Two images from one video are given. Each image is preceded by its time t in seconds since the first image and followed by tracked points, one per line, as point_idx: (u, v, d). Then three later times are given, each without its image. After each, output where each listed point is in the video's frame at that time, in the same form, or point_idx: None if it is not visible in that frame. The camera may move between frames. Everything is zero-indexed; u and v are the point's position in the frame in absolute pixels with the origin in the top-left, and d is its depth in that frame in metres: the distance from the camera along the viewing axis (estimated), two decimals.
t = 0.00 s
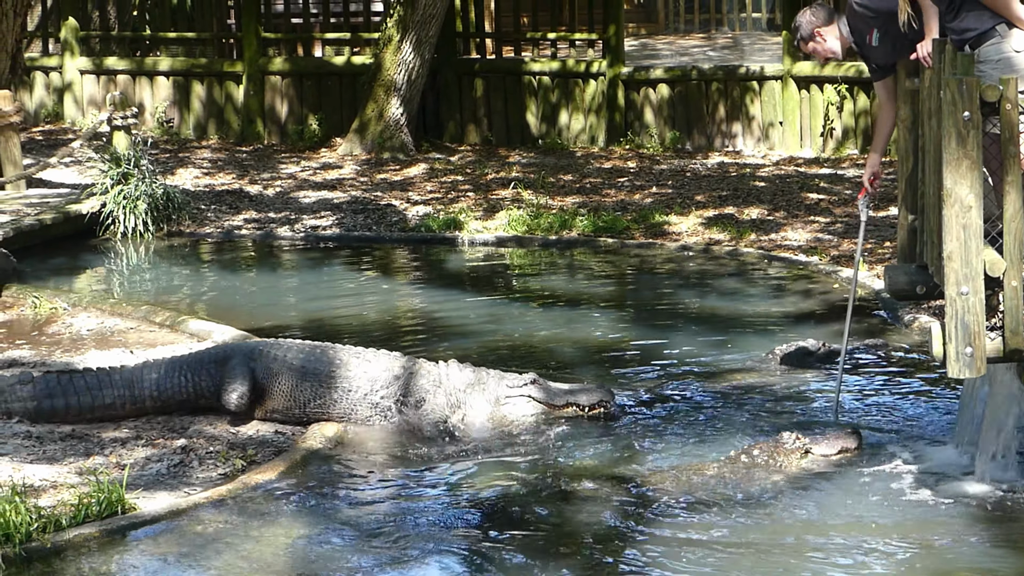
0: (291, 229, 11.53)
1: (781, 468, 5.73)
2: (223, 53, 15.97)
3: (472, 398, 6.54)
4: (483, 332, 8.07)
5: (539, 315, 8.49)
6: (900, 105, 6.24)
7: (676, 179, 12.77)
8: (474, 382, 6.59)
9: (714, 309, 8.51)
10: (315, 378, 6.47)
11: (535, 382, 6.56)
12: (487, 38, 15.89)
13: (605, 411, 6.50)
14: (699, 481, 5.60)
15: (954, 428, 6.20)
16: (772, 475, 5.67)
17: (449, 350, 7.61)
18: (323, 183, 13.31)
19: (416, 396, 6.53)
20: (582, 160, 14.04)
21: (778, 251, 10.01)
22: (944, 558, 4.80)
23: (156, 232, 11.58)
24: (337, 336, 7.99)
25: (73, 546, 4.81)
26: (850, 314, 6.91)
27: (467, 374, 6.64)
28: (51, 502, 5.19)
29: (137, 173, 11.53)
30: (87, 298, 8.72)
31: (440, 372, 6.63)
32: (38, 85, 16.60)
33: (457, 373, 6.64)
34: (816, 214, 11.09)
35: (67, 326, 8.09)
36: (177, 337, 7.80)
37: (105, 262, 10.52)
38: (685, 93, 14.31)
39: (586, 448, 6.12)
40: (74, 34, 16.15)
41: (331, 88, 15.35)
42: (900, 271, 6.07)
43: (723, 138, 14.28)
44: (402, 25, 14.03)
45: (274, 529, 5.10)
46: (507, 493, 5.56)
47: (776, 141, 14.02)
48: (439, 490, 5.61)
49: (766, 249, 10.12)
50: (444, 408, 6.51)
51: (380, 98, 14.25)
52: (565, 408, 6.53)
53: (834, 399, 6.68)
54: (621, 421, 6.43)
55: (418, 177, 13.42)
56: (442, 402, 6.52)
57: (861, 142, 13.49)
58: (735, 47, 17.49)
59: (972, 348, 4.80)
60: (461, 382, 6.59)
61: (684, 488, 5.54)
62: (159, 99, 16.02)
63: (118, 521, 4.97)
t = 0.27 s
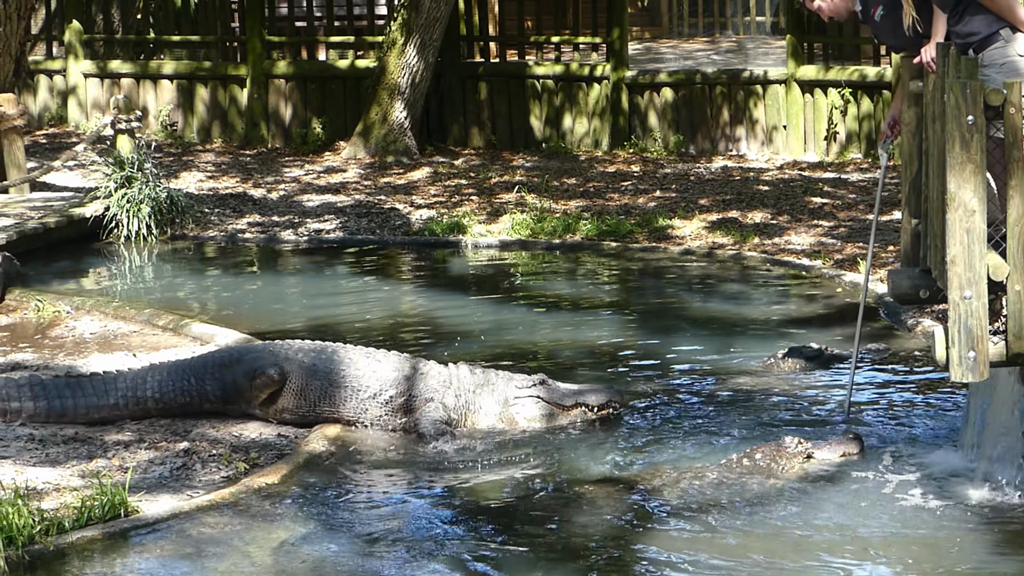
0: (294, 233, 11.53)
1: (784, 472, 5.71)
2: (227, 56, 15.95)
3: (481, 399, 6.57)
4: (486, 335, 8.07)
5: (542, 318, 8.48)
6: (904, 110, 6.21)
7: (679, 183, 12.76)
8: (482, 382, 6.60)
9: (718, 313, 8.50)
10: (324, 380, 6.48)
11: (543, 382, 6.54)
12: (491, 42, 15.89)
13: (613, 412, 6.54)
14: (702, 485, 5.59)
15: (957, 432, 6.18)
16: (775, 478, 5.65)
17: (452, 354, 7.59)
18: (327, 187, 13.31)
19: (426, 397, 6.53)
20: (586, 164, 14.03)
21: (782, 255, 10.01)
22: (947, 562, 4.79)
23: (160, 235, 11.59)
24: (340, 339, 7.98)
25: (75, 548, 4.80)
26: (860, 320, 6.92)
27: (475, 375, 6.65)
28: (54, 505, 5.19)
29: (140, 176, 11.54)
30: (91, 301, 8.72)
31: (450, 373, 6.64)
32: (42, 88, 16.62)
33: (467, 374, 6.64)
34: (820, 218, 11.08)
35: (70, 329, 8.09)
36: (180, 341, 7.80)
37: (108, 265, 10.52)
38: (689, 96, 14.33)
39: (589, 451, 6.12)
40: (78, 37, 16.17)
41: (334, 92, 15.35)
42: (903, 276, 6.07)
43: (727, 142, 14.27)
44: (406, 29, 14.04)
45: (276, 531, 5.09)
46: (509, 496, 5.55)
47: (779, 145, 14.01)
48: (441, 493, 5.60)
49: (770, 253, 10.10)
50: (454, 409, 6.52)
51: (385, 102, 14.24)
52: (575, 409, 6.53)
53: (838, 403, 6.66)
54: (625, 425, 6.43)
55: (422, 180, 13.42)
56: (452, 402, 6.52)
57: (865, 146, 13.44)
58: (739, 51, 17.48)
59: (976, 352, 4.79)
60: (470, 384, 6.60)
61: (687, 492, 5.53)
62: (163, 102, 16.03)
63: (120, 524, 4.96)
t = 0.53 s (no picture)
0: (297, 235, 11.53)
1: (788, 475, 5.67)
2: (230, 58, 15.97)
3: (500, 399, 6.61)
4: (489, 337, 8.06)
5: (545, 320, 8.47)
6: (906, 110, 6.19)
7: (682, 184, 12.75)
8: (501, 383, 6.64)
9: (721, 314, 8.49)
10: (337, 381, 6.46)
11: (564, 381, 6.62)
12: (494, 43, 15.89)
13: (633, 410, 6.57)
14: (706, 487, 5.57)
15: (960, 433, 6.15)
16: (778, 480, 5.64)
17: (456, 355, 7.58)
18: (330, 188, 13.30)
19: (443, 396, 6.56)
20: (589, 165, 14.02)
21: (785, 256, 10.00)
22: (950, 564, 4.78)
23: (163, 237, 11.59)
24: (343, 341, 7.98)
25: (79, 551, 4.79)
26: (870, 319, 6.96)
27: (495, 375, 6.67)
28: (58, 508, 5.18)
29: (143, 179, 11.54)
30: (94, 304, 8.72)
31: (469, 373, 6.66)
32: (44, 91, 16.62)
33: (486, 374, 6.66)
34: (823, 218, 11.07)
35: (73, 332, 8.09)
36: (184, 343, 7.80)
37: (111, 267, 10.52)
38: (692, 97, 14.33)
39: (592, 453, 6.11)
40: (80, 39, 16.18)
41: (337, 93, 15.36)
42: (907, 276, 6.07)
43: (729, 143, 14.26)
44: (409, 30, 14.04)
45: (279, 535, 5.08)
46: (512, 498, 5.54)
47: (782, 146, 13.99)
48: (444, 495, 5.59)
49: (773, 253, 10.09)
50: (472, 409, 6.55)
51: (387, 104, 14.23)
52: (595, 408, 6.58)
53: (842, 404, 6.64)
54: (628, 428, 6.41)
55: (425, 182, 13.41)
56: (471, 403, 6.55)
57: (868, 146, 13.45)
58: (742, 52, 17.48)
59: (979, 353, 4.79)
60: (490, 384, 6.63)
61: (691, 494, 5.52)
62: (165, 104, 16.04)
63: (125, 527, 4.95)
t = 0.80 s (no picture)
0: (300, 236, 11.53)
1: (791, 474, 5.67)
2: (232, 59, 15.99)
3: (518, 398, 6.62)
4: (492, 338, 8.06)
5: (547, 321, 8.47)
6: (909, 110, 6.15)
7: (685, 185, 12.75)
8: (519, 383, 6.65)
9: (724, 315, 8.49)
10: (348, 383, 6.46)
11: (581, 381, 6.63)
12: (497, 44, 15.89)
13: (650, 410, 6.58)
14: (709, 488, 5.57)
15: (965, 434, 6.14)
16: (781, 481, 5.64)
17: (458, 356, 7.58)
18: (333, 190, 13.30)
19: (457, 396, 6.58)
20: (592, 166, 14.02)
21: (788, 256, 9.99)
22: (953, 564, 4.78)
23: (166, 239, 11.60)
24: (346, 342, 7.98)
25: (82, 553, 4.80)
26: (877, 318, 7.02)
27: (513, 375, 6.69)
28: (61, 509, 5.19)
29: (146, 181, 11.55)
30: (97, 305, 8.72)
31: (487, 372, 6.68)
32: (47, 92, 16.64)
33: (503, 374, 6.68)
34: (826, 219, 11.06)
35: (77, 333, 8.09)
36: (187, 344, 7.81)
37: (114, 269, 10.52)
38: (694, 98, 14.31)
39: (596, 454, 6.10)
40: (83, 41, 16.19)
41: (340, 95, 15.35)
42: (911, 278, 6.06)
43: (732, 144, 14.26)
44: (411, 32, 14.04)
45: (282, 536, 5.08)
46: (515, 499, 5.54)
47: (785, 147, 13.97)
48: (447, 497, 5.59)
49: (775, 254, 10.09)
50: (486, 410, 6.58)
51: (390, 105, 14.25)
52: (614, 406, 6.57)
53: (846, 405, 6.64)
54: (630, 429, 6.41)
55: (427, 183, 13.41)
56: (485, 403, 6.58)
57: (871, 146, 13.44)
58: (744, 53, 17.47)
59: (982, 353, 4.79)
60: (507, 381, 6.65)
61: (695, 495, 5.51)
62: (168, 106, 16.05)
63: (128, 528, 4.95)
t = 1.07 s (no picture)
0: (302, 237, 11.53)
1: (794, 473, 5.67)
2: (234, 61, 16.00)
3: (529, 397, 6.63)
4: (494, 338, 8.06)
5: (549, 321, 8.47)
6: (911, 111, 6.14)
7: (686, 186, 12.74)
8: (529, 381, 6.66)
9: (726, 315, 8.49)
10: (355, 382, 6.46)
11: (590, 381, 6.63)
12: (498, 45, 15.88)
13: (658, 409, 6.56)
14: (711, 488, 5.56)
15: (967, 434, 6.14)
16: (783, 482, 5.63)
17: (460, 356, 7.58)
18: (334, 191, 13.30)
19: (465, 395, 6.59)
20: (593, 167, 14.02)
21: (789, 257, 9.99)
22: (955, 564, 4.78)
23: (167, 240, 11.60)
24: (348, 343, 7.99)
25: (85, 554, 4.80)
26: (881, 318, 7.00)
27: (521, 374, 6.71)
28: (63, 510, 5.19)
29: (148, 182, 11.55)
30: (99, 307, 8.72)
31: (497, 371, 6.70)
32: (49, 93, 16.65)
33: (513, 373, 6.70)
34: (827, 219, 11.06)
35: (79, 335, 8.09)
36: (189, 345, 7.81)
37: (116, 270, 10.53)
38: (696, 99, 14.30)
39: (597, 455, 6.11)
40: (85, 42, 16.18)
41: (342, 96, 15.35)
42: (913, 279, 6.05)
43: (734, 145, 14.25)
44: (413, 33, 14.04)
45: (284, 537, 5.08)
46: (517, 500, 5.53)
47: (787, 147, 13.97)
48: (448, 497, 5.59)
49: (777, 255, 10.08)
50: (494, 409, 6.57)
51: (391, 106, 14.26)
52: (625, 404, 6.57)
53: (848, 405, 6.64)
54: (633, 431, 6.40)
55: (429, 184, 13.41)
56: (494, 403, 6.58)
57: (873, 147, 13.44)
58: (746, 54, 17.46)
59: (984, 354, 4.79)
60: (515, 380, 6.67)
61: (697, 495, 5.51)
62: (170, 107, 16.05)
63: (130, 529, 4.95)
